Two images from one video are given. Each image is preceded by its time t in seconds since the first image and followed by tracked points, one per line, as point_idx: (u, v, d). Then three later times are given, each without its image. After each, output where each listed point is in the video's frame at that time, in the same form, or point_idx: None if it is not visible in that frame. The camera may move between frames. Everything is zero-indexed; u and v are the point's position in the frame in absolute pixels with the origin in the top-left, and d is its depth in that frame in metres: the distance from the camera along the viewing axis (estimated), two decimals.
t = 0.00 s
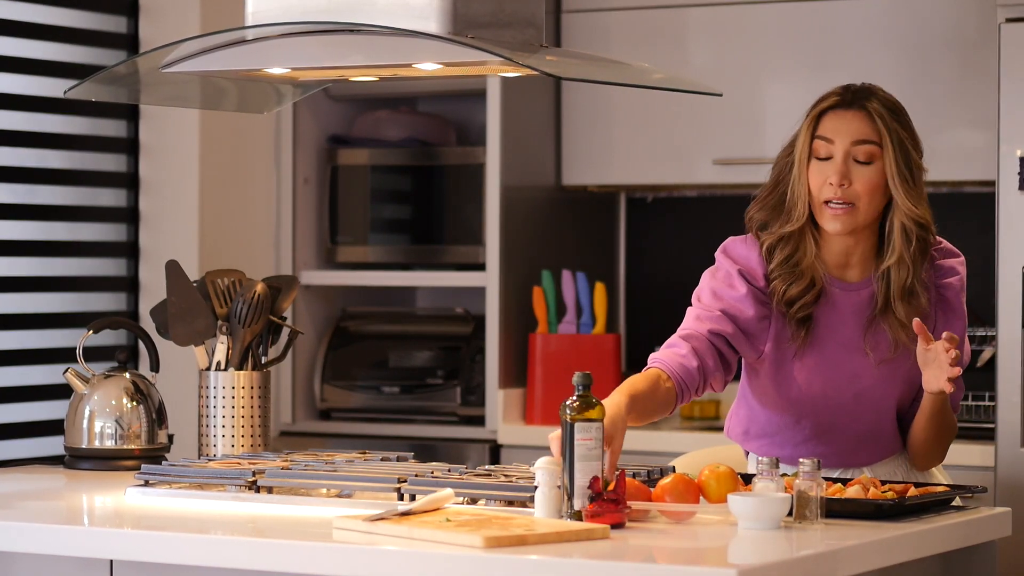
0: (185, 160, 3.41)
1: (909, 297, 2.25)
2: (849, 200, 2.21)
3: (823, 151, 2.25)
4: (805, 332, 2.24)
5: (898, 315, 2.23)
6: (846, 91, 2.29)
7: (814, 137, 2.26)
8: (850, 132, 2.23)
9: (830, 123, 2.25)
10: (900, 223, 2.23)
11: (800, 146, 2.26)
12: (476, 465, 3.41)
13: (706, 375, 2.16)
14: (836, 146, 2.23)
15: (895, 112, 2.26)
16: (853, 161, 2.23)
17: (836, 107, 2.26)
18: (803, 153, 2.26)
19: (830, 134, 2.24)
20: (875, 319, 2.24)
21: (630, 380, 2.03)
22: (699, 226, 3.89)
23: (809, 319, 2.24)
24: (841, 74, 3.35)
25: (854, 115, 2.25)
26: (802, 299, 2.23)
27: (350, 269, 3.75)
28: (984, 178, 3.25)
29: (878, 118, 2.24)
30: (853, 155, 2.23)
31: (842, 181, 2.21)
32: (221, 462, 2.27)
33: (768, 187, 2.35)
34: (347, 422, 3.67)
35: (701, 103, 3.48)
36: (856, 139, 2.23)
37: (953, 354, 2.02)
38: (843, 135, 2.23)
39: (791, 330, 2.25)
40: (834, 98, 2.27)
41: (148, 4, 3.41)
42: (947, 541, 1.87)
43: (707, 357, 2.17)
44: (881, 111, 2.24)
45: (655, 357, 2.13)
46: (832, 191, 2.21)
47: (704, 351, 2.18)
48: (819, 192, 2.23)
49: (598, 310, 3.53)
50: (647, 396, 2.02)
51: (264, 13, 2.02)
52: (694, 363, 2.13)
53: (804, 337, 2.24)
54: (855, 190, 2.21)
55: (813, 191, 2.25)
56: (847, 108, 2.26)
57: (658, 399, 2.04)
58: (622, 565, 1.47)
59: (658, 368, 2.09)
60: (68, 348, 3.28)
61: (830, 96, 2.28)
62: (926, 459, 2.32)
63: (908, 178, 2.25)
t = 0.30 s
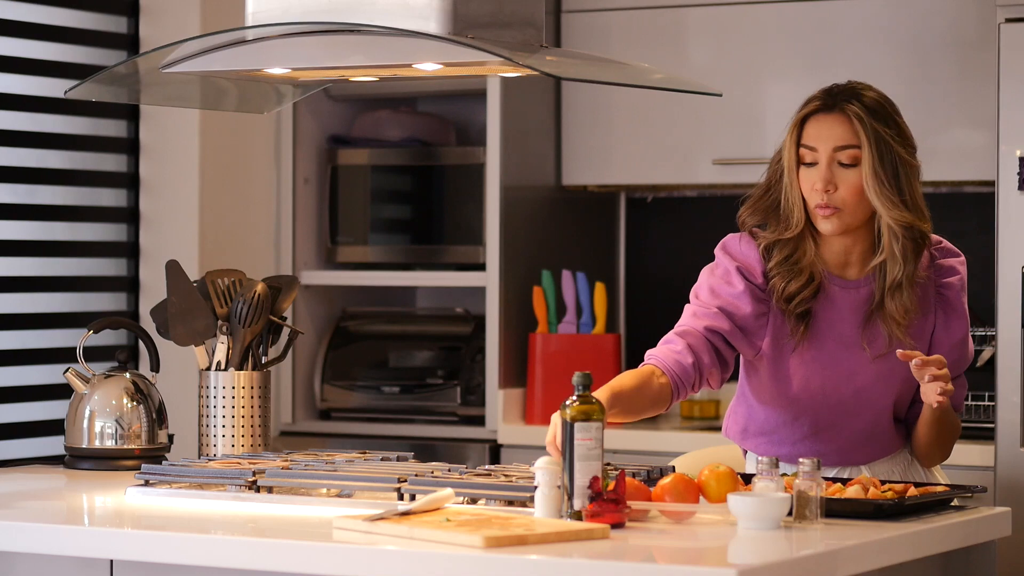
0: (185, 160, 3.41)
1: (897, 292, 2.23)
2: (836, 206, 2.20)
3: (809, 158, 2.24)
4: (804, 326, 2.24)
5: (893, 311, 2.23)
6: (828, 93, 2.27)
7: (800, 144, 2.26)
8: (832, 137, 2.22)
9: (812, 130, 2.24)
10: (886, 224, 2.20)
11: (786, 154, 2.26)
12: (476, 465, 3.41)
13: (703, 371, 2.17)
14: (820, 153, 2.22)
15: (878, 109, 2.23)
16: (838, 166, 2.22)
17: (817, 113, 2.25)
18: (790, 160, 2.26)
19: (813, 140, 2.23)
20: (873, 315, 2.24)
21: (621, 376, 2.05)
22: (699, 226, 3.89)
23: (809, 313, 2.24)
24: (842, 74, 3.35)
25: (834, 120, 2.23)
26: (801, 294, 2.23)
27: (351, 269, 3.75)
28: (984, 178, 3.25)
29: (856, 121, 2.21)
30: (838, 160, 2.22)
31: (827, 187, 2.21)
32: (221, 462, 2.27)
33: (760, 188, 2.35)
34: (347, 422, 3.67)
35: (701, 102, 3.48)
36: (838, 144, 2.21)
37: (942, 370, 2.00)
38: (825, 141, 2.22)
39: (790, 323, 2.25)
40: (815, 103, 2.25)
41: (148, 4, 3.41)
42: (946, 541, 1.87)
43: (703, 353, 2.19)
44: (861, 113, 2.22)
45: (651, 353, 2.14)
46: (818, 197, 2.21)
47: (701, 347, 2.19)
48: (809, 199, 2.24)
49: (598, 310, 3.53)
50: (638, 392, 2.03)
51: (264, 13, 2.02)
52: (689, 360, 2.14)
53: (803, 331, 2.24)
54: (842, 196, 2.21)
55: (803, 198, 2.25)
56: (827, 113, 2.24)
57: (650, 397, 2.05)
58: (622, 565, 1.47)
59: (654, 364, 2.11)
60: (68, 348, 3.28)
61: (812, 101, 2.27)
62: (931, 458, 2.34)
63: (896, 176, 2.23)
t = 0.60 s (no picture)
0: (184, 160, 3.41)
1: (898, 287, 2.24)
2: (837, 201, 2.21)
3: (808, 156, 2.25)
4: (804, 322, 2.24)
5: (893, 306, 2.23)
6: (823, 91, 2.28)
7: (797, 142, 2.26)
8: (830, 134, 2.22)
9: (809, 127, 2.24)
10: (887, 218, 2.21)
11: (784, 152, 2.26)
12: (476, 465, 3.41)
13: (707, 368, 2.17)
14: (818, 149, 2.23)
15: (874, 105, 2.24)
16: (837, 162, 2.22)
17: (813, 110, 2.25)
18: (788, 158, 2.26)
19: (811, 138, 2.24)
20: (874, 311, 2.25)
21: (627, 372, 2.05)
22: (698, 226, 3.89)
23: (809, 310, 2.25)
24: (842, 74, 3.35)
25: (831, 116, 2.23)
26: (801, 291, 2.23)
27: (351, 269, 3.75)
28: (984, 178, 3.25)
29: (854, 116, 2.22)
30: (837, 156, 2.22)
31: (828, 182, 2.21)
32: (221, 462, 2.27)
33: (756, 189, 2.36)
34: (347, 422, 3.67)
35: (701, 102, 3.48)
36: (836, 140, 2.22)
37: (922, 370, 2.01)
38: (823, 137, 2.22)
39: (790, 321, 2.25)
40: (811, 101, 2.26)
41: (148, 4, 3.41)
42: (946, 541, 1.87)
43: (707, 351, 2.19)
44: (858, 109, 2.22)
45: (655, 352, 2.14)
46: (819, 193, 2.21)
47: (703, 345, 2.20)
48: (809, 196, 2.24)
49: (598, 310, 3.53)
50: (642, 389, 2.03)
51: (264, 13, 2.02)
52: (693, 358, 2.15)
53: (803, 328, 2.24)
54: (842, 191, 2.21)
55: (802, 195, 2.25)
56: (824, 109, 2.24)
57: (655, 395, 2.05)
58: (622, 565, 1.47)
59: (659, 365, 2.11)
60: (68, 349, 3.28)
61: (807, 99, 2.27)
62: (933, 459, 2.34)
63: (895, 171, 2.23)
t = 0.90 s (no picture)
0: (184, 161, 3.41)
1: (902, 285, 2.24)
2: (841, 202, 2.21)
3: (810, 157, 2.25)
4: (808, 324, 2.25)
5: (897, 305, 2.24)
6: (824, 91, 2.28)
7: (799, 144, 2.26)
8: (831, 135, 2.22)
9: (811, 129, 2.24)
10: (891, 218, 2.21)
11: (786, 154, 2.26)
12: (476, 465, 3.41)
13: (713, 372, 2.19)
14: (821, 151, 2.23)
15: (875, 105, 2.24)
16: (839, 163, 2.23)
17: (814, 111, 2.25)
18: (790, 160, 2.26)
19: (812, 139, 2.24)
20: (878, 310, 2.25)
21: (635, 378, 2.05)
22: (698, 225, 3.89)
23: (812, 312, 2.25)
24: (842, 74, 3.35)
25: (832, 117, 2.23)
26: (804, 293, 2.24)
27: (351, 270, 3.75)
28: (983, 178, 3.25)
29: (855, 117, 2.22)
30: (839, 158, 2.22)
31: (831, 184, 2.21)
32: (221, 462, 2.27)
33: (758, 190, 2.36)
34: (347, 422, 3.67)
35: (700, 102, 3.48)
36: (839, 141, 2.22)
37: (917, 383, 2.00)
38: (825, 139, 2.23)
39: (793, 322, 2.26)
40: (812, 102, 2.26)
41: (147, 4, 3.41)
42: (946, 541, 1.87)
43: (714, 355, 2.20)
44: (859, 110, 2.23)
45: (663, 358, 2.16)
46: (822, 195, 2.21)
47: (710, 348, 2.21)
48: (812, 198, 2.24)
49: (598, 310, 3.53)
50: (650, 395, 2.03)
51: (264, 13, 2.02)
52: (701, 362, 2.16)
53: (807, 329, 2.25)
54: (845, 192, 2.22)
55: (805, 196, 2.25)
56: (825, 111, 2.24)
57: (663, 401, 2.05)
58: (622, 565, 1.47)
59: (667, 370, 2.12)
60: (68, 349, 3.28)
61: (808, 100, 2.27)
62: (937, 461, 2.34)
63: (896, 171, 2.24)
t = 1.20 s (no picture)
0: (184, 161, 3.41)
1: (893, 288, 2.23)
2: (836, 204, 2.21)
3: (806, 159, 2.25)
4: (799, 326, 2.26)
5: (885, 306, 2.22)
6: (823, 93, 2.28)
7: (795, 146, 2.27)
8: (829, 137, 2.23)
9: (808, 130, 2.24)
10: (885, 221, 2.20)
11: (783, 155, 2.27)
12: (476, 465, 3.41)
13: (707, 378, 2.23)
14: (817, 153, 2.23)
15: (873, 108, 2.25)
16: (835, 166, 2.23)
17: (811, 113, 2.25)
18: (786, 161, 2.27)
19: (809, 141, 2.24)
20: (866, 312, 2.25)
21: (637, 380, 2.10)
22: (698, 225, 3.89)
23: (803, 314, 2.26)
24: (842, 74, 3.35)
25: (830, 119, 2.24)
26: (796, 295, 2.25)
27: (351, 269, 3.75)
28: (984, 178, 3.25)
29: (852, 120, 2.22)
30: (835, 160, 2.23)
31: (826, 186, 2.22)
32: (221, 462, 2.27)
33: (754, 190, 2.37)
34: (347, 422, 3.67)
35: (700, 102, 3.48)
36: (836, 143, 2.22)
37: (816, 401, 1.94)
38: (822, 140, 2.23)
39: (785, 325, 2.27)
40: (811, 103, 2.26)
41: (147, 4, 3.41)
42: (946, 541, 1.87)
43: (710, 358, 2.26)
44: (857, 113, 2.23)
45: (659, 363, 2.21)
46: (817, 197, 2.22)
47: (707, 351, 2.26)
48: (806, 199, 2.24)
49: (598, 310, 3.53)
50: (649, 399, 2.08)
51: (264, 13, 2.02)
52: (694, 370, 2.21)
53: (798, 331, 2.26)
54: (840, 195, 2.22)
55: (800, 198, 2.26)
56: (823, 113, 2.25)
57: (661, 404, 2.10)
58: (622, 565, 1.47)
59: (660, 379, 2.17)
60: (68, 349, 3.28)
61: (806, 101, 2.28)
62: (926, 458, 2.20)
63: (892, 176, 2.24)
